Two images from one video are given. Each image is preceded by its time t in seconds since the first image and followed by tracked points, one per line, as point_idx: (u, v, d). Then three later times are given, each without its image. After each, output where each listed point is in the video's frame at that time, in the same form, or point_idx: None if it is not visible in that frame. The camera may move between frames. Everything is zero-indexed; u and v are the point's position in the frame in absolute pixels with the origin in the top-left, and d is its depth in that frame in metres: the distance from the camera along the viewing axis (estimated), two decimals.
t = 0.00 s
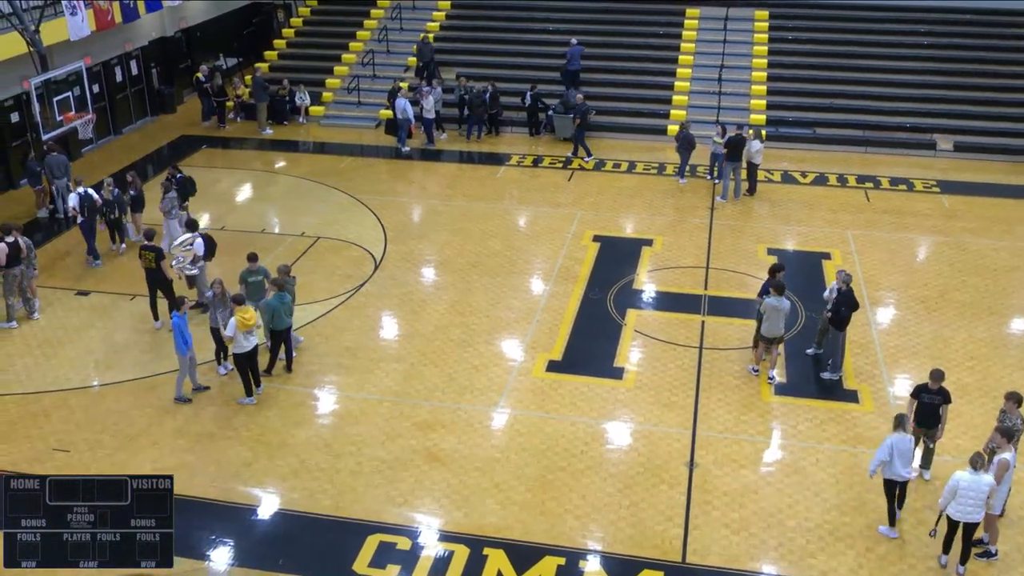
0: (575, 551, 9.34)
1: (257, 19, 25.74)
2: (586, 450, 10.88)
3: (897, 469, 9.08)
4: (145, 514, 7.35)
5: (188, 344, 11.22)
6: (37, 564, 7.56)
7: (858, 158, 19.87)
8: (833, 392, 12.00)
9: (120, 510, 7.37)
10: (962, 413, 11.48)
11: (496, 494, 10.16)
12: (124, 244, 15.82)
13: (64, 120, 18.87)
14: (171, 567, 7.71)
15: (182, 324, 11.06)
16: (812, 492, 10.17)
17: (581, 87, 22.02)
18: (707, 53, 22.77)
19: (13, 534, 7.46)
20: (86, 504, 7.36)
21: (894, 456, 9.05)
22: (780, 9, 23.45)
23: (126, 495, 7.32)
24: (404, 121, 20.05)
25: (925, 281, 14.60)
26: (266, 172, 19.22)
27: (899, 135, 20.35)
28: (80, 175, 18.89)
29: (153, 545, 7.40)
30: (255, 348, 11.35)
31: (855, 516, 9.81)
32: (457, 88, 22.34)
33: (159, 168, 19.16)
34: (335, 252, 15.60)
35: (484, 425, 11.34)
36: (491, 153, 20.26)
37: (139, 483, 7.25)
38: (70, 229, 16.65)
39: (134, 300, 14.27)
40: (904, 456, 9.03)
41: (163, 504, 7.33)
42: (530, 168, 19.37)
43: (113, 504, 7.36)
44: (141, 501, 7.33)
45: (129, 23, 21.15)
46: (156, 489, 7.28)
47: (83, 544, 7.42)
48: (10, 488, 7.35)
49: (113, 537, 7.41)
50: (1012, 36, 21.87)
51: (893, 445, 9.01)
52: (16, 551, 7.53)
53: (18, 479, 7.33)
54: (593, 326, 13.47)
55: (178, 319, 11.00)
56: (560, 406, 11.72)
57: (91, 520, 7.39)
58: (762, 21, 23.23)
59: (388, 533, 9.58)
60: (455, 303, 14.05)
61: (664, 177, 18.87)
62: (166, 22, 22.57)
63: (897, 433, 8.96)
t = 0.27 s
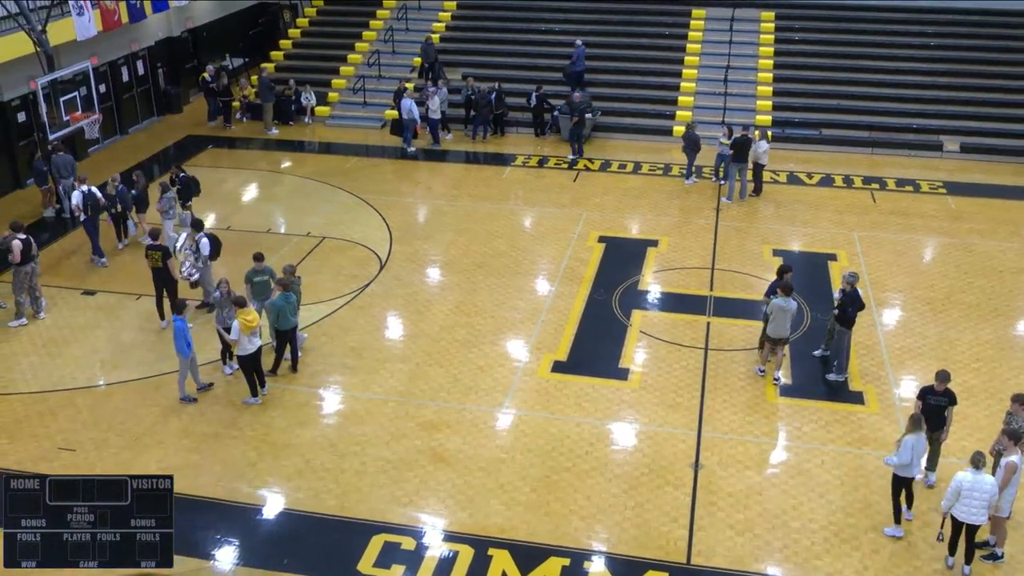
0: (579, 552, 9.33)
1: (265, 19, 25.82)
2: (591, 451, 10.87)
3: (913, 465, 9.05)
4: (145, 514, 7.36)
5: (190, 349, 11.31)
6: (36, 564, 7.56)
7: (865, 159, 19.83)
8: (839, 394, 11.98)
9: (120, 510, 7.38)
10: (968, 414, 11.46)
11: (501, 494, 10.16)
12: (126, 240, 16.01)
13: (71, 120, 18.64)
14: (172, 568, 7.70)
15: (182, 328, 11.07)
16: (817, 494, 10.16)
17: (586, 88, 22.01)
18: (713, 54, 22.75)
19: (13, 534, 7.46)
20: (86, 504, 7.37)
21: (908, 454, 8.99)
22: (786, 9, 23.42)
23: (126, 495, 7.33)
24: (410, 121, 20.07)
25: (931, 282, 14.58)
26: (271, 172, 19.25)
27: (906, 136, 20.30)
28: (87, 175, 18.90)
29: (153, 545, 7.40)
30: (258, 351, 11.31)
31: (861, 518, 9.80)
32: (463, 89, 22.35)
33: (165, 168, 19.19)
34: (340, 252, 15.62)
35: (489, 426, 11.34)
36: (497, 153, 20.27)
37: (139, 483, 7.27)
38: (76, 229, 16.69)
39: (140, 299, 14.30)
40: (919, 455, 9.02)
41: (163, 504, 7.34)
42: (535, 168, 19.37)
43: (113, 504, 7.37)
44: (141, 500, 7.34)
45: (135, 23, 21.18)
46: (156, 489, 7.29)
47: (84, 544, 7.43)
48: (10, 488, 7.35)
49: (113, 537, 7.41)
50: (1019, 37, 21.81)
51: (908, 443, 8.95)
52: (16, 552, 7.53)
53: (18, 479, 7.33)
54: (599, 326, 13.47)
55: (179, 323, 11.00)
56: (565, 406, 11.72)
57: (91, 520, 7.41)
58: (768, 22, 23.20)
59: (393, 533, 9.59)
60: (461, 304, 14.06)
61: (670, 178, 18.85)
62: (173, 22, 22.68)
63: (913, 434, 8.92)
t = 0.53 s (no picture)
0: (584, 552, 9.33)
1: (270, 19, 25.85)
2: (596, 452, 10.87)
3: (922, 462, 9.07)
4: (145, 513, 7.32)
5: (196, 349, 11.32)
6: (36, 564, 7.52)
7: (871, 160, 19.80)
8: (845, 395, 11.96)
9: (121, 510, 7.35)
10: (974, 416, 11.43)
11: (506, 495, 10.16)
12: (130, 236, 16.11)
13: (78, 120, 18.86)
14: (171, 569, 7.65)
15: (188, 329, 11.09)
16: (823, 495, 10.15)
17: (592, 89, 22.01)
18: (720, 55, 22.72)
19: (12, 535, 7.43)
20: (87, 504, 7.35)
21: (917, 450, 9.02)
22: (792, 10, 23.39)
23: (126, 495, 7.31)
24: (416, 121, 20.08)
25: (937, 284, 14.55)
26: (277, 172, 19.27)
27: (912, 137, 20.26)
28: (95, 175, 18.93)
29: (153, 545, 7.36)
30: (264, 351, 11.35)
31: (866, 520, 9.78)
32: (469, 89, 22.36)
33: (172, 168, 19.22)
34: (346, 253, 15.63)
35: (495, 426, 11.34)
36: (502, 154, 20.27)
37: (140, 483, 7.23)
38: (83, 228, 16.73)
39: (146, 299, 14.33)
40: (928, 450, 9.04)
41: (163, 504, 7.31)
42: (541, 169, 19.37)
43: (113, 504, 7.34)
44: (141, 500, 7.30)
45: (142, 23, 21.21)
46: (156, 489, 7.26)
47: (84, 544, 7.40)
48: (10, 489, 7.32)
49: (113, 537, 7.39)
50: None
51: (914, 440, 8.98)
52: (16, 552, 7.49)
53: (17, 479, 7.30)
54: (604, 327, 13.46)
55: (185, 323, 11.02)
56: (570, 407, 11.72)
57: (91, 520, 7.38)
58: (775, 23, 23.18)
59: (398, 533, 9.59)
60: (466, 304, 14.06)
61: (675, 178, 18.84)
62: (179, 22, 22.73)
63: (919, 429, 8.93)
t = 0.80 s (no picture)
0: (587, 553, 9.33)
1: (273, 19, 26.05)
2: (599, 452, 10.87)
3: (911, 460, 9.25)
4: (145, 513, 7.33)
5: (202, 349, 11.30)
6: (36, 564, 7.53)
7: (875, 161, 19.77)
8: (849, 396, 11.95)
9: (121, 510, 7.36)
10: (978, 418, 11.41)
11: (509, 495, 10.16)
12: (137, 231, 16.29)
13: (82, 120, 18.73)
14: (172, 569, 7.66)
15: (194, 328, 11.09)
16: (826, 496, 10.14)
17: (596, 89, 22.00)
18: (724, 55, 22.70)
19: (13, 535, 7.43)
20: (87, 504, 7.36)
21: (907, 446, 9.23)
22: (796, 11, 23.37)
23: (126, 495, 7.31)
24: (419, 121, 20.09)
25: (941, 285, 14.53)
26: (281, 172, 19.29)
27: (917, 138, 20.23)
28: (99, 175, 18.96)
29: (153, 545, 7.37)
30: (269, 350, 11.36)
31: (869, 521, 9.77)
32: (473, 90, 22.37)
33: (175, 168, 19.24)
34: (349, 253, 15.65)
35: (498, 426, 11.35)
36: (506, 154, 20.28)
37: (139, 483, 7.24)
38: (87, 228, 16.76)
39: (150, 299, 14.35)
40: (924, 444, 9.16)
41: (163, 504, 7.32)
42: (545, 169, 19.36)
43: (114, 504, 7.35)
44: (141, 500, 7.31)
45: (146, 23, 21.26)
46: (156, 489, 7.27)
47: (83, 544, 7.41)
48: (10, 488, 7.33)
49: (113, 537, 7.39)
50: None
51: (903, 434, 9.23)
52: (16, 552, 7.49)
53: (18, 479, 7.30)
54: (608, 328, 13.46)
55: (192, 322, 11.03)
56: (573, 408, 11.71)
57: (91, 520, 7.39)
58: (779, 23, 23.16)
59: (400, 533, 9.59)
60: (470, 305, 14.06)
61: (679, 179, 18.83)
62: (183, 23, 22.84)
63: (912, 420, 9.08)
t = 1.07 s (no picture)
0: (588, 553, 9.33)
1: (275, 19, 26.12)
2: (600, 452, 10.87)
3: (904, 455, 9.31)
4: (145, 514, 7.35)
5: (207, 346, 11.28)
6: (36, 564, 7.55)
7: (877, 161, 19.75)
8: (851, 397, 11.94)
9: (120, 510, 7.37)
10: (980, 418, 11.40)
11: (510, 495, 10.16)
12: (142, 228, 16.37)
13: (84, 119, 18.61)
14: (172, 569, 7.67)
15: (202, 325, 11.09)
16: (827, 496, 10.13)
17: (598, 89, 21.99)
18: (726, 56, 22.68)
19: (13, 535, 7.43)
20: (86, 504, 7.36)
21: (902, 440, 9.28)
22: (798, 11, 23.37)
23: (126, 495, 7.33)
24: (421, 122, 20.09)
25: (943, 285, 14.52)
26: (283, 172, 19.31)
27: (919, 138, 20.22)
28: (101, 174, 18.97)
29: (152, 545, 7.39)
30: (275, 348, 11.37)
31: (871, 522, 9.76)
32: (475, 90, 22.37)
33: (177, 168, 19.24)
34: (351, 253, 15.65)
35: (499, 427, 11.34)
36: (508, 154, 20.27)
37: (139, 483, 7.27)
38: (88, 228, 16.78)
39: (152, 299, 14.35)
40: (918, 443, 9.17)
41: (163, 504, 7.33)
42: (546, 170, 19.36)
43: (113, 505, 7.36)
44: (141, 501, 7.33)
45: (149, 23, 21.28)
46: (156, 489, 7.29)
47: (83, 544, 7.41)
48: (10, 488, 7.33)
49: (113, 537, 7.39)
50: None
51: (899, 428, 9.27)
52: (16, 552, 7.51)
53: (18, 479, 7.32)
54: (609, 328, 13.45)
55: (199, 319, 11.03)
56: (575, 408, 11.71)
57: (91, 520, 7.39)
58: (781, 23, 23.16)
59: (401, 533, 9.59)
60: (471, 305, 14.05)
61: (681, 179, 18.83)
62: (185, 23, 22.87)
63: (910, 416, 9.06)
